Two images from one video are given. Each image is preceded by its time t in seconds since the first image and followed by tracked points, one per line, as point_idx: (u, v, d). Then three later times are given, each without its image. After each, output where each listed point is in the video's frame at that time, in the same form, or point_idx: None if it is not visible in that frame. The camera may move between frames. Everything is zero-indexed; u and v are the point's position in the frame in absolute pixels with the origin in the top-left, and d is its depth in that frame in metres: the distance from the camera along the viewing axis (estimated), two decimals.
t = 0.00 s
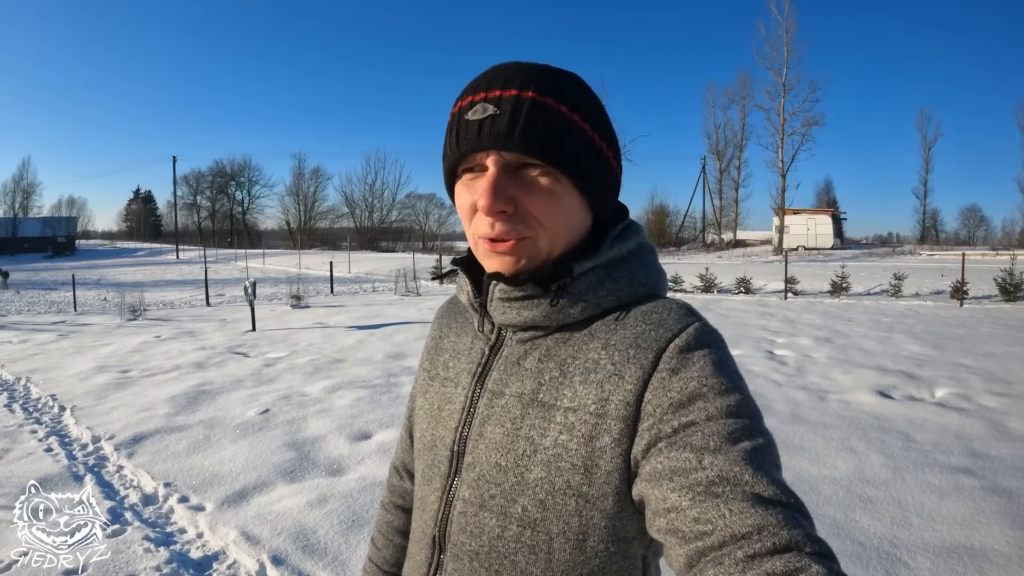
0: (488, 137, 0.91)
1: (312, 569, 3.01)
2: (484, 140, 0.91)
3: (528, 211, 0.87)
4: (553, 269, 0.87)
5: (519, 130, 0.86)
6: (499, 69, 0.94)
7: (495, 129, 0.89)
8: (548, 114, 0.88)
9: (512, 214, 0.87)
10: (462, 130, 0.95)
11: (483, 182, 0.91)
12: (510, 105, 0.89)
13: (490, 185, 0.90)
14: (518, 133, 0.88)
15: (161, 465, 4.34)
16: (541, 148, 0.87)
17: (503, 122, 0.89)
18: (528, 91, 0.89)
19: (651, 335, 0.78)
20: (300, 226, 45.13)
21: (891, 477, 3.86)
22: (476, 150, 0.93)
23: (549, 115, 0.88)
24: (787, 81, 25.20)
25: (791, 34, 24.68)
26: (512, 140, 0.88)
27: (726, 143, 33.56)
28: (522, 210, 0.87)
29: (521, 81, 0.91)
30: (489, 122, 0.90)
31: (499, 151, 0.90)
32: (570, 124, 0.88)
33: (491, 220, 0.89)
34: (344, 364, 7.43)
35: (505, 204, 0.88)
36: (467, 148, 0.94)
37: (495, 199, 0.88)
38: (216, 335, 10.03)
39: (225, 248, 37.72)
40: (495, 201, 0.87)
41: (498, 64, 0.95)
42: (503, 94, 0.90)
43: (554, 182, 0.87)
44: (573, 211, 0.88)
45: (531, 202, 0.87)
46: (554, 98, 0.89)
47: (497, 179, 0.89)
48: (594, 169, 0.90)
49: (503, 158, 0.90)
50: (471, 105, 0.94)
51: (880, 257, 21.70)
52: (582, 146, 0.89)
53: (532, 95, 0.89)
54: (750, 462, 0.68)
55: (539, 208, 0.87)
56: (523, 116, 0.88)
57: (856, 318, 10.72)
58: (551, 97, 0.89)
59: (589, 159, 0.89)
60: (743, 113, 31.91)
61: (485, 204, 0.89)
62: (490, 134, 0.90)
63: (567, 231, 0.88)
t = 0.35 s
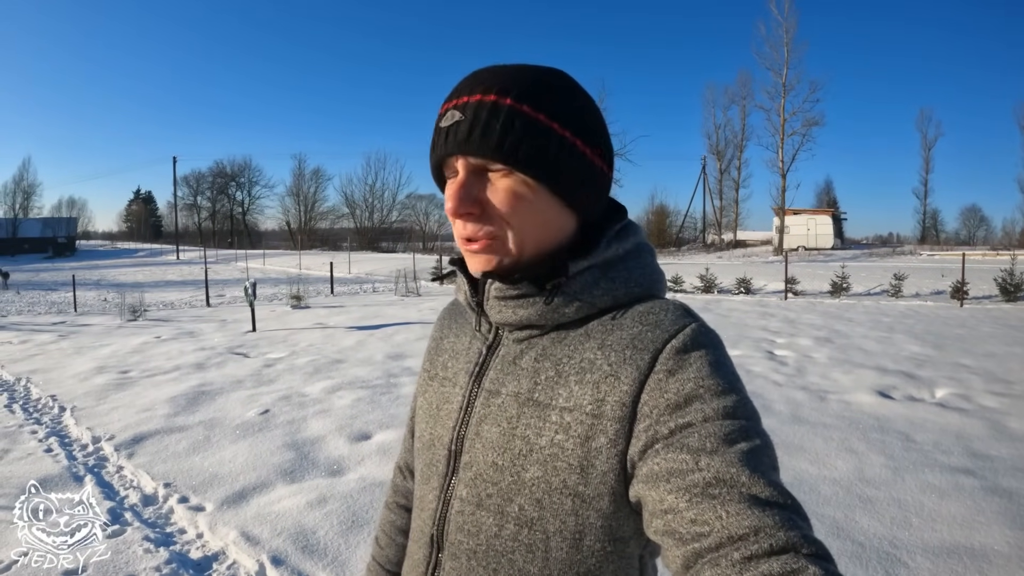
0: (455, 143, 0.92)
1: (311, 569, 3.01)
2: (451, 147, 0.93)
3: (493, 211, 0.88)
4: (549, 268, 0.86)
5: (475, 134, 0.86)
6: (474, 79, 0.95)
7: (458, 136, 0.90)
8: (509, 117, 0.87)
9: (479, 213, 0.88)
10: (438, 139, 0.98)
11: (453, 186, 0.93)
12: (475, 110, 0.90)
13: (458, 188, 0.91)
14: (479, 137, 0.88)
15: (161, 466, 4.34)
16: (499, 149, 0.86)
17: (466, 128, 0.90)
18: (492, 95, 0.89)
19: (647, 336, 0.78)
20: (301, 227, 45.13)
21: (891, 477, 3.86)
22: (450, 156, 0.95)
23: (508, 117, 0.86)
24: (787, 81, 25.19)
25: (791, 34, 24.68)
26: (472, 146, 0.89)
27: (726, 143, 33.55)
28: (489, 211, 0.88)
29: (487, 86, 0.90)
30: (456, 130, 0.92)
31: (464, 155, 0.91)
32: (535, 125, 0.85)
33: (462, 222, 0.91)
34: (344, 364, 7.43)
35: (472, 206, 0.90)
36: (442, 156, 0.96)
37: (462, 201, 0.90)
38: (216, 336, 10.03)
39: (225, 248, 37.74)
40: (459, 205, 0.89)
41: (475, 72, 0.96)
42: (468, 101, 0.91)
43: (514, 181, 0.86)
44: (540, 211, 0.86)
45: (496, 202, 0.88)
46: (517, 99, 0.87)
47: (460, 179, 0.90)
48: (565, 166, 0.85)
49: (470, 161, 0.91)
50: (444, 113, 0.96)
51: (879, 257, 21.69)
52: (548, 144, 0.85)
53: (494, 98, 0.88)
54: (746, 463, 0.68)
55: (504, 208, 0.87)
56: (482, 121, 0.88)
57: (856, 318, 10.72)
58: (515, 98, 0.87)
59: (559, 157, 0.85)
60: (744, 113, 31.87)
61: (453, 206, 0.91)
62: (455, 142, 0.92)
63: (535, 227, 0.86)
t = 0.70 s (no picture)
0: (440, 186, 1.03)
1: (318, 571, 3.03)
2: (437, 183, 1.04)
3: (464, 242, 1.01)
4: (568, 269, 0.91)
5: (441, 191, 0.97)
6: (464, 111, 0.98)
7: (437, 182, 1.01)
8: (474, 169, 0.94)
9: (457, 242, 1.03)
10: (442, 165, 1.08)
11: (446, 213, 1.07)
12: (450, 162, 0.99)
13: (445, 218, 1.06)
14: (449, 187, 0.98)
15: (166, 467, 4.36)
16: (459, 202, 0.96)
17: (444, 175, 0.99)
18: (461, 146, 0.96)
19: (668, 349, 0.81)
20: (303, 228, 45.16)
21: (895, 479, 3.86)
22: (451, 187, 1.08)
23: (468, 171, 0.94)
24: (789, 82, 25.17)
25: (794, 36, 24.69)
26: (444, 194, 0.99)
27: (728, 145, 33.55)
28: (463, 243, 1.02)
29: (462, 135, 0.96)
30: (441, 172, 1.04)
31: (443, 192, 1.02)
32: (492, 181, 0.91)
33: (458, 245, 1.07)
34: (348, 366, 7.44)
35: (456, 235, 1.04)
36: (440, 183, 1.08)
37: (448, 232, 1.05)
38: (219, 337, 10.05)
39: (228, 249, 37.81)
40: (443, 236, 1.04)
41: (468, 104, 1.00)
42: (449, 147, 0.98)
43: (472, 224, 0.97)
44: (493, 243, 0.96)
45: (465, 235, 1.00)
46: (478, 152, 0.93)
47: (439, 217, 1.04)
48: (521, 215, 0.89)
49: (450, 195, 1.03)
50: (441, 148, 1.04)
51: (882, 259, 21.67)
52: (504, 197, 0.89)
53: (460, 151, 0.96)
54: (767, 480, 0.70)
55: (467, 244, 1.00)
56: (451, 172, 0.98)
57: (859, 320, 10.72)
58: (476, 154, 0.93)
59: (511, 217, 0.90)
60: (746, 114, 31.85)
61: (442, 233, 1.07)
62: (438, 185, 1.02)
63: (499, 261, 0.96)
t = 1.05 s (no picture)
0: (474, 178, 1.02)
1: (327, 570, 3.02)
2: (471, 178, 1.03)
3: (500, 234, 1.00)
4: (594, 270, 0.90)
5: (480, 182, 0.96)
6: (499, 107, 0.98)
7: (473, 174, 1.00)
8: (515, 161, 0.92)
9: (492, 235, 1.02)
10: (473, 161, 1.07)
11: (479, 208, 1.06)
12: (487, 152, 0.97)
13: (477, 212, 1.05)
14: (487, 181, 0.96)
15: (176, 465, 4.38)
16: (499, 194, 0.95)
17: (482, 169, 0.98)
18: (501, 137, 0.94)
19: (701, 350, 0.80)
20: (312, 228, 45.34)
21: (906, 483, 3.82)
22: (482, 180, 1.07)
23: (509, 163, 0.93)
24: (800, 84, 25.07)
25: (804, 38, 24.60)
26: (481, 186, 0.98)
27: (739, 147, 33.40)
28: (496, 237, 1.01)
29: (503, 127, 0.95)
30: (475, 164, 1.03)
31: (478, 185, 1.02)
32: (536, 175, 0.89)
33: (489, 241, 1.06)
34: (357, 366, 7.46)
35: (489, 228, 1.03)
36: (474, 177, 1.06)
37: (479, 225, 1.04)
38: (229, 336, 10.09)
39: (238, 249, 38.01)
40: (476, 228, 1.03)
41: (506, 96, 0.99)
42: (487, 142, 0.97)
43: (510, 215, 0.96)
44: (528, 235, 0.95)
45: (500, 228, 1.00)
46: (522, 145, 0.91)
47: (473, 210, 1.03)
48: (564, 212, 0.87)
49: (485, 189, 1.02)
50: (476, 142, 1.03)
51: (892, 262, 21.54)
52: (550, 189, 0.88)
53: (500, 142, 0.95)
54: (800, 486, 0.69)
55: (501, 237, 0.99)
56: (488, 164, 0.97)
57: (870, 323, 10.65)
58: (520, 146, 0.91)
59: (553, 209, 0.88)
60: (757, 116, 31.73)
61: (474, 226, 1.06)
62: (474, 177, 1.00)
63: (537, 257, 0.95)
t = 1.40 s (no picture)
0: (476, 161, 1.00)
1: (334, 569, 3.06)
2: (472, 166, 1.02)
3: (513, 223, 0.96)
4: (578, 270, 0.94)
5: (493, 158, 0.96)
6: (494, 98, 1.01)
7: (478, 156, 0.99)
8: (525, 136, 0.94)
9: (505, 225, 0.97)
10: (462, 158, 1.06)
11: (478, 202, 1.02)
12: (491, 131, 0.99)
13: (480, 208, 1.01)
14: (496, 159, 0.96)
15: (189, 463, 4.45)
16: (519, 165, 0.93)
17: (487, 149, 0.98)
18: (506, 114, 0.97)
19: (678, 344, 0.83)
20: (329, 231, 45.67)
21: (918, 491, 3.79)
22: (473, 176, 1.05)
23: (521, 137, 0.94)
24: (819, 88, 24.85)
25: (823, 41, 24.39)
26: (491, 166, 0.97)
27: (757, 151, 33.19)
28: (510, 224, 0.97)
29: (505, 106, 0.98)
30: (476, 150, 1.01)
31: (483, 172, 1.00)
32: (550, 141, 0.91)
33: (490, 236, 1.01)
34: (371, 368, 7.52)
35: (496, 220, 0.99)
36: (465, 173, 1.04)
37: (485, 218, 0.99)
38: (246, 337, 10.22)
39: (256, 251, 38.43)
40: (484, 219, 0.98)
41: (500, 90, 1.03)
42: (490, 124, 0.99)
43: (534, 194, 0.93)
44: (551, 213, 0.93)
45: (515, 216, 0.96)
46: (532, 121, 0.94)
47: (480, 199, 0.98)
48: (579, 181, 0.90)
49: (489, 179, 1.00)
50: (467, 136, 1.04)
51: (911, 267, 21.26)
52: (565, 158, 0.90)
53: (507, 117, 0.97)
54: (781, 472, 0.71)
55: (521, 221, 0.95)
56: (497, 141, 0.97)
57: (887, 329, 10.53)
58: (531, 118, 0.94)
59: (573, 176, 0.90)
60: (775, 120, 31.49)
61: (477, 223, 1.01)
62: (476, 162, 1.00)
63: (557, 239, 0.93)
